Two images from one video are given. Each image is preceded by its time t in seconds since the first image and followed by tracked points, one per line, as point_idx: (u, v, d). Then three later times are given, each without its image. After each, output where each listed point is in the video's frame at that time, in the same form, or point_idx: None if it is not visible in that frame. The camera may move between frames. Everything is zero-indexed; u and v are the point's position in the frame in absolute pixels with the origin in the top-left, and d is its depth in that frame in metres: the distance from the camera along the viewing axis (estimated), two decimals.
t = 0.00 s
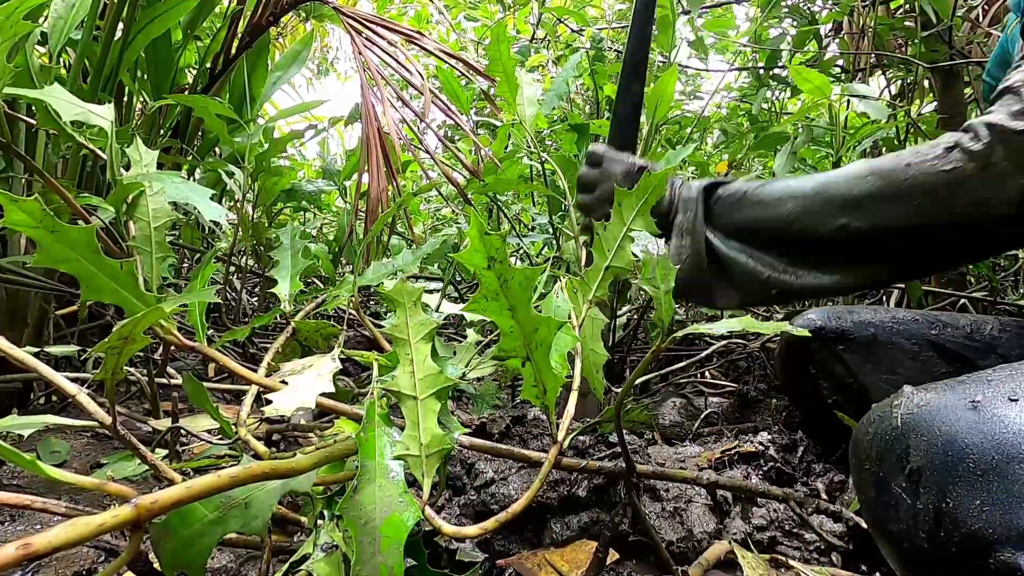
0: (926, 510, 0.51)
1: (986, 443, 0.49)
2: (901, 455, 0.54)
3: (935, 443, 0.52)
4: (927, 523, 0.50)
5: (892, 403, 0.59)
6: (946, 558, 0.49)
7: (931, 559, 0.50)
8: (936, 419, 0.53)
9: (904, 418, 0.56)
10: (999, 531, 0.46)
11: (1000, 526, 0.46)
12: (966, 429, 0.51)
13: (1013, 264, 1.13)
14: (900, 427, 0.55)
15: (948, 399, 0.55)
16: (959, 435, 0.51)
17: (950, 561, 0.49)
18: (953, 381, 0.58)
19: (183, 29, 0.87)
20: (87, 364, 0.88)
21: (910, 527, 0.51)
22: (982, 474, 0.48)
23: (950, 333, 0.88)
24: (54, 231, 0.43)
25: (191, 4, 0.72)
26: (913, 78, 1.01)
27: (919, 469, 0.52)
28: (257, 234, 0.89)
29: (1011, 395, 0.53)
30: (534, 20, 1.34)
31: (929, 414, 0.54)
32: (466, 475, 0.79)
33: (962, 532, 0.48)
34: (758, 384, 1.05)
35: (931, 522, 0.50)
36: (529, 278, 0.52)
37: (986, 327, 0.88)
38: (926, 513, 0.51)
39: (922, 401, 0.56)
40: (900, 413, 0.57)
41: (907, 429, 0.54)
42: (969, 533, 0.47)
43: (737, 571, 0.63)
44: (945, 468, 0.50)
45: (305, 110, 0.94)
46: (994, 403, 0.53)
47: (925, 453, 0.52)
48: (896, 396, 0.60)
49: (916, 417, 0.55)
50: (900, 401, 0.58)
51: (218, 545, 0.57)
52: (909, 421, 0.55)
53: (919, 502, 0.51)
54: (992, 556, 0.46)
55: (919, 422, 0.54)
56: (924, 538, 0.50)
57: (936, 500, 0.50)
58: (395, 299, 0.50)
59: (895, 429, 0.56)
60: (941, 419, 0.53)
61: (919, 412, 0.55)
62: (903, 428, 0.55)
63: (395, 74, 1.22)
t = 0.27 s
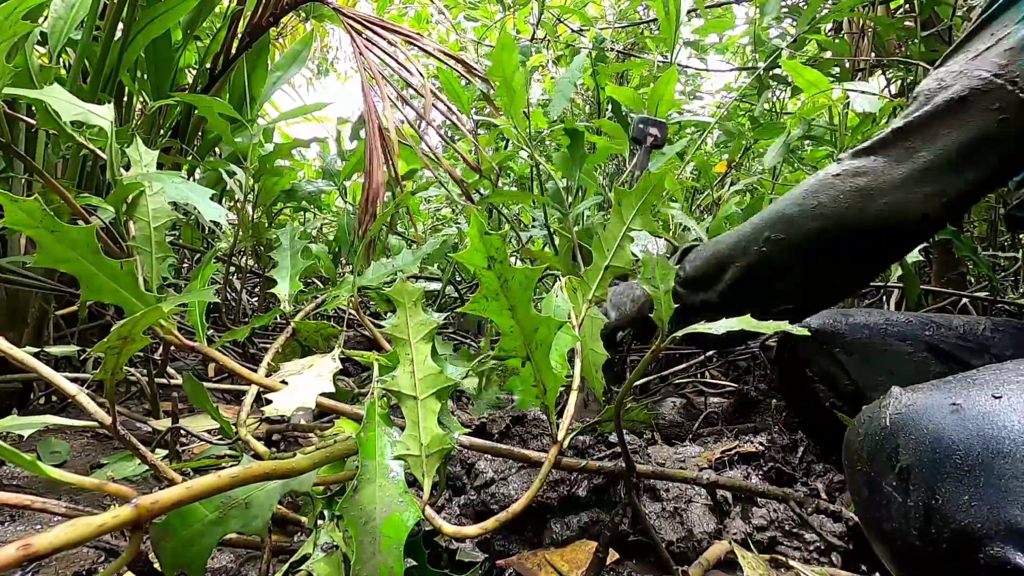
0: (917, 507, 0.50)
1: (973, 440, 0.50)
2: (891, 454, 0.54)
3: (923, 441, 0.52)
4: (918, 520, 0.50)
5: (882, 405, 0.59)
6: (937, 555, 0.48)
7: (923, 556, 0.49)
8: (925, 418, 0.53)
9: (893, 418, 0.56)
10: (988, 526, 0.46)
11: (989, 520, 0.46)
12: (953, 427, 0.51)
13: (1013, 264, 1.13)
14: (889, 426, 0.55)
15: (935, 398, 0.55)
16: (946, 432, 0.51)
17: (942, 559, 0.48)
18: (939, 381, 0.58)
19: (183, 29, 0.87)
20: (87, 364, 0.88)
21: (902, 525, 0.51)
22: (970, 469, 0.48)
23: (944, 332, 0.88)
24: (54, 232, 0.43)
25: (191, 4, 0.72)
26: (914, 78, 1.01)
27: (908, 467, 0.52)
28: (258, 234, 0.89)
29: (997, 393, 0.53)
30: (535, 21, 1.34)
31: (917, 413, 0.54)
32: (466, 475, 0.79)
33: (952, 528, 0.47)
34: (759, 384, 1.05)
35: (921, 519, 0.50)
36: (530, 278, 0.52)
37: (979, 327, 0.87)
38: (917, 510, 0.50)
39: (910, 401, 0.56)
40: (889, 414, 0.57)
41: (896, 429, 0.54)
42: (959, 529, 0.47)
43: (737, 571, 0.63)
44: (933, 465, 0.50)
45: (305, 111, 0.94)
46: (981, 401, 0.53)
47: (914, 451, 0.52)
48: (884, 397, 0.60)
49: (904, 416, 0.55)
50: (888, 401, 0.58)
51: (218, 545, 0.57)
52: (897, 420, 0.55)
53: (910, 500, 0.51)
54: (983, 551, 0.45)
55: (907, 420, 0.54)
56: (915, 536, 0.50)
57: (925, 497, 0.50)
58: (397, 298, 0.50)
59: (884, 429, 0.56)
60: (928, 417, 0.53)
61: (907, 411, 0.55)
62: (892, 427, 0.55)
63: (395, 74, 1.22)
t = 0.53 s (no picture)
0: (926, 512, 0.51)
1: (986, 446, 0.49)
2: (900, 456, 0.54)
3: (934, 444, 0.51)
4: (927, 524, 0.50)
5: (893, 404, 0.58)
6: (946, 559, 0.49)
7: (931, 560, 0.50)
8: (936, 420, 0.53)
9: (904, 419, 0.55)
10: (998, 533, 0.46)
11: (1001, 527, 0.46)
12: (966, 431, 0.51)
13: (1013, 264, 1.13)
14: (900, 428, 0.55)
15: (948, 401, 0.54)
16: (959, 436, 0.51)
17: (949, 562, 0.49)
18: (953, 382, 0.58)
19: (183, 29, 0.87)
20: (87, 364, 0.88)
21: (910, 528, 0.52)
22: (982, 476, 0.48)
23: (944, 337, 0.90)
24: (54, 232, 0.43)
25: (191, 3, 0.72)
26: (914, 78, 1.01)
27: (918, 471, 0.52)
28: (257, 234, 0.89)
29: (1013, 399, 0.53)
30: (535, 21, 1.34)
31: (929, 416, 0.54)
32: (466, 475, 0.79)
33: (961, 534, 0.48)
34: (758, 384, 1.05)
35: (930, 523, 0.50)
36: (530, 278, 0.52)
37: (977, 332, 0.90)
38: (926, 514, 0.51)
39: (923, 403, 0.56)
40: (899, 415, 0.56)
41: (907, 431, 0.54)
42: (968, 535, 0.47)
43: (737, 571, 0.63)
44: (943, 470, 0.50)
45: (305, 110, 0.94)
46: (995, 406, 0.52)
47: (924, 455, 0.52)
48: (896, 397, 0.59)
49: (916, 418, 0.54)
50: (901, 402, 0.58)
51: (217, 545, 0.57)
52: (909, 422, 0.55)
53: (919, 504, 0.51)
54: (992, 557, 0.46)
55: (919, 423, 0.54)
56: (923, 540, 0.50)
57: (935, 502, 0.50)
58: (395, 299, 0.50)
59: (895, 431, 0.55)
60: (940, 421, 0.53)
61: (919, 413, 0.55)
62: (903, 429, 0.55)
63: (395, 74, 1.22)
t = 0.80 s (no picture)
0: (919, 514, 0.51)
1: (985, 451, 0.49)
2: (898, 457, 0.53)
3: (932, 448, 0.51)
4: (920, 526, 0.51)
5: (893, 400, 0.58)
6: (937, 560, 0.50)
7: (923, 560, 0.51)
8: (935, 423, 0.52)
9: (903, 419, 0.55)
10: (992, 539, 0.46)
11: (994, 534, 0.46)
12: (965, 435, 0.50)
13: (1013, 265, 1.13)
14: (899, 428, 0.54)
15: (948, 402, 0.54)
16: (958, 440, 0.50)
17: (940, 561, 0.50)
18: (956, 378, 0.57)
19: (182, 29, 0.87)
20: (88, 363, 0.88)
21: (904, 530, 0.52)
22: (977, 481, 0.48)
23: (945, 337, 0.91)
24: (54, 233, 0.42)
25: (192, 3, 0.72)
26: (914, 78, 1.01)
27: (915, 473, 0.52)
28: (258, 234, 0.89)
29: (1015, 403, 0.52)
30: (535, 20, 1.34)
31: (928, 417, 0.53)
32: (466, 476, 0.79)
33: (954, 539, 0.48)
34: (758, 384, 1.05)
35: (923, 526, 0.51)
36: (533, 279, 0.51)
37: (979, 333, 0.91)
38: (919, 517, 0.51)
39: (923, 403, 0.55)
40: (899, 414, 0.56)
41: (906, 431, 0.54)
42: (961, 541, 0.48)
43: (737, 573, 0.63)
44: (940, 474, 0.50)
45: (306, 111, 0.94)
46: (996, 409, 0.52)
47: (922, 458, 0.51)
48: (899, 393, 0.58)
49: (915, 419, 0.54)
50: (902, 400, 0.57)
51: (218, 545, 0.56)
52: (908, 423, 0.54)
53: (913, 506, 0.52)
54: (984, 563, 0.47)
55: (917, 424, 0.53)
56: (915, 541, 0.51)
57: (928, 505, 0.50)
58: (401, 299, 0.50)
59: (893, 430, 0.55)
60: (939, 423, 0.52)
61: (919, 414, 0.54)
62: (901, 430, 0.54)
63: (395, 74, 1.22)
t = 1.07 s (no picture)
0: (937, 519, 0.52)
1: (1008, 461, 0.50)
2: (917, 459, 0.54)
3: (955, 454, 0.52)
4: (937, 530, 0.52)
5: (911, 398, 0.57)
6: (951, 560, 0.53)
7: (937, 558, 0.54)
8: (957, 427, 0.53)
9: (923, 421, 0.54)
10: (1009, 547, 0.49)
11: (1012, 542, 0.49)
12: (988, 442, 0.51)
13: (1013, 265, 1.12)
14: (919, 430, 0.54)
15: (971, 406, 0.54)
16: (982, 448, 0.51)
17: (952, 558, 0.53)
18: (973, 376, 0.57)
19: (182, 29, 0.87)
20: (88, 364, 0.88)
21: (920, 531, 0.54)
22: (999, 490, 0.50)
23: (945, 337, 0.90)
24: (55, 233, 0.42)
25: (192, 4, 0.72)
26: (914, 78, 1.01)
27: (933, 477, 0.53)
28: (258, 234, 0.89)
29: None
30: (535, 20, 1.34)
31: (951, 421, 0.53)
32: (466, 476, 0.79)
33: (971, 544, 0.51)
34: (758, 384, 1.05)
35: (941, 530, 0.52)
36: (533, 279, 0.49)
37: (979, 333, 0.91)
38: (936, 520, 0.52)
39: (944, 404, 0.55)
40: (917, 414, 0.55)
41: (926, 434, 0.54)
42: (979, 546, 0.50)
43: None
44: (962, 481, 0.51)
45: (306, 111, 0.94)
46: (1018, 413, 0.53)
47: (943, 463, 0.52)
48: (916, 389, 0.58)
49: (935, 421, 0.54)
50: (922, 399, 0.56)
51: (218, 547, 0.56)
52: (929, 426, 0.54)
53: (929, 509, 0.53)
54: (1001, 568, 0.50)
55: (939, 429, 0.53)
56: (932, 543, 0.53)
57: (948, 512, 0.52)
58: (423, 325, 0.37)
59: (912, 432, 0.55)
60: (962, 429, 0.52)
61: (941, 417, 0.54)
62: (921, 432, 0.54)
63: (395, 74, 1.22)
